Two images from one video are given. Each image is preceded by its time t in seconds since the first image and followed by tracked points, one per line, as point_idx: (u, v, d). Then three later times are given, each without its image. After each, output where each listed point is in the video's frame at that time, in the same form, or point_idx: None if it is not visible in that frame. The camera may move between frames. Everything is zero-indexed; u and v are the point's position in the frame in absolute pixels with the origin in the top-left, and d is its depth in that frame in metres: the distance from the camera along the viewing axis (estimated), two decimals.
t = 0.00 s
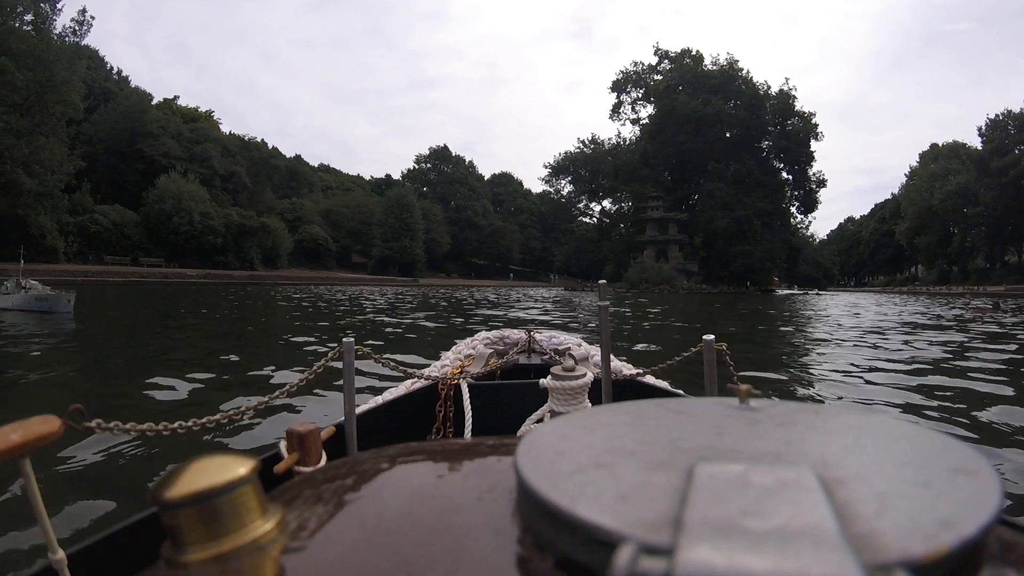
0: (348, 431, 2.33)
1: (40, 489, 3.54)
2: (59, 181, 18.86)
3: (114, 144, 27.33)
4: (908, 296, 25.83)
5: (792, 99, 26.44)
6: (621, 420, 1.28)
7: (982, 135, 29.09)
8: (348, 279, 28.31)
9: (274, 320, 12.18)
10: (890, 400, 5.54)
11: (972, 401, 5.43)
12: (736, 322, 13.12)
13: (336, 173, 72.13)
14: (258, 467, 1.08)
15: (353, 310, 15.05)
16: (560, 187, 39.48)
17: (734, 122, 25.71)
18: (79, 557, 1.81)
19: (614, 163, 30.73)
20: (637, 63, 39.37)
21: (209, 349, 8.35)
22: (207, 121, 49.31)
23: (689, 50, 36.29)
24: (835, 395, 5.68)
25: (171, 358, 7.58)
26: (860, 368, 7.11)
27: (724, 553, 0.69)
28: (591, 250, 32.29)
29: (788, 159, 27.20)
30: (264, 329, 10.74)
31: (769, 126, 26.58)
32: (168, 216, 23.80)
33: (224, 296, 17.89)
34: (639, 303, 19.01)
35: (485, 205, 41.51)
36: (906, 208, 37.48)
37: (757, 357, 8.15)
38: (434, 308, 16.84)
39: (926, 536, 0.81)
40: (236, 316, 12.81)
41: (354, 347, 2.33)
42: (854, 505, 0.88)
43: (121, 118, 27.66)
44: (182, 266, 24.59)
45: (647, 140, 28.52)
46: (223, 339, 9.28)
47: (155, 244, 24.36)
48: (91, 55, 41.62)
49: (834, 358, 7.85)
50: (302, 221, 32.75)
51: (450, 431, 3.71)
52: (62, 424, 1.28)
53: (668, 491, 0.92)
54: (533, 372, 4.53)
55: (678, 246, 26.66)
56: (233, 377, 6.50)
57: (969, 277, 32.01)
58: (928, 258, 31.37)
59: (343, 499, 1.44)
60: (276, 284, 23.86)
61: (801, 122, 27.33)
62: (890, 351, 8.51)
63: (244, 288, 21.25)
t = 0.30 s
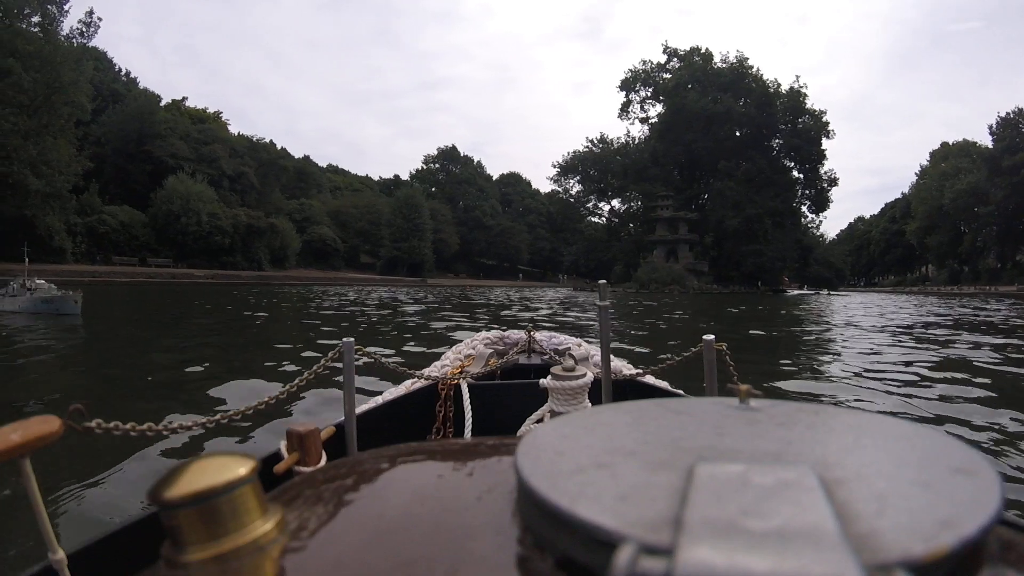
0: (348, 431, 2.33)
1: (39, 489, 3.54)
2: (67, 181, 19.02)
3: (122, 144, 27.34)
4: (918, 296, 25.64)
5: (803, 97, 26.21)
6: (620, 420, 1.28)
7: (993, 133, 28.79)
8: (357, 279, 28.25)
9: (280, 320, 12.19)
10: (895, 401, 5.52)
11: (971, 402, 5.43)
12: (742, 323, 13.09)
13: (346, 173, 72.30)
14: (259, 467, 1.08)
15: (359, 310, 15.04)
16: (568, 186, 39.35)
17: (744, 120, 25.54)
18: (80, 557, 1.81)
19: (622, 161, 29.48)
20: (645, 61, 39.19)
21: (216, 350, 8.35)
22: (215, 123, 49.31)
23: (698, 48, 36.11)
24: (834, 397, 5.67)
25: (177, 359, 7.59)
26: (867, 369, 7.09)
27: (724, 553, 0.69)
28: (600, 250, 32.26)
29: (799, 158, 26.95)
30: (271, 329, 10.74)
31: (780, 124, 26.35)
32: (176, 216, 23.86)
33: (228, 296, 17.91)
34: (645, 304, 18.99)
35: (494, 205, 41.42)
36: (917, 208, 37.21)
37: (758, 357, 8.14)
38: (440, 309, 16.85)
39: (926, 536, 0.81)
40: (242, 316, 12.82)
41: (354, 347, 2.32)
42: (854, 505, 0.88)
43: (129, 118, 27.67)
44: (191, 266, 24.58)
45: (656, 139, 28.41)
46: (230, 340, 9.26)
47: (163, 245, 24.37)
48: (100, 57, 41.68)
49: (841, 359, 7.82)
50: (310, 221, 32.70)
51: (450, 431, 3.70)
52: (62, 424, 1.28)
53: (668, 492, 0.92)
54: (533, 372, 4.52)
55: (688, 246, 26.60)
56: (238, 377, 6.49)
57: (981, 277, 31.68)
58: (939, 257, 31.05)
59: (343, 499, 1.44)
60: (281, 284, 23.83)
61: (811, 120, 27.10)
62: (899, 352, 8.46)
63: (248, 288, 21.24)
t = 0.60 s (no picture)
0: (348, 431, 2.33)
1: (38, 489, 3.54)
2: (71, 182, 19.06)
3: (126, 144, 27.30)
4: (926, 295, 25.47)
5: (812, 93, 25.95)
6: (619, 421, 1.28)
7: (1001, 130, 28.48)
8: (362, 277, 28.14)
9: (284, 320, 12.19)
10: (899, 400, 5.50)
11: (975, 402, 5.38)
12: (746, 322, 13.06)
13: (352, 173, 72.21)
14: (258, 467, 1.08)
15: (363, 310, 15.02)
16: (575, 185, 39.17)
17: (751, 117, 25.31)
18: (82, 558, 1.81)
19: (629, 159, 29.56)
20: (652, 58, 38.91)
21: (222, 350, 8.34)
22: (221, 123, 49.28)
23: (705, 45, 35.86)
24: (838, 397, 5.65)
25: (183, 359, 7.59)
26: (873, 369, 7.04)
27: (724, 554, 0.69)
28: (607, 249, 32.21)
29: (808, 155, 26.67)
30: (275, 329, 10.73)
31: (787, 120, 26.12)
32: (181, 215, 23.88)
33: (231, 296, 17.89)
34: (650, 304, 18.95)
35: (500, 204, 41.29)
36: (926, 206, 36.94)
37: (761, 357, 8.12)
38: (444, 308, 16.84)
39: (925, 536, 0.81)
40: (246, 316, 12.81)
41: (354, 347, 2.32)
42: (853, 505, 0.88)
43: (134, 118, 27.62)
44: (196, 266, 24.53)
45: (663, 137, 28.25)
46: (236, 340, 9.23)
47: (168, 245, 24.31)
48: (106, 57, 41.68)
49: (848, 359, 7.77)
50: (316, 220, 32.63)
51: (450, 431, 3.70)
52: (62, 424, 1.28)
53: (669, 492, 0.92)
54: (533, 371, 4.52)
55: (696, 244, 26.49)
56: (243, 377, 6.50)
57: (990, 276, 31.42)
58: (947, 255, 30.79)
59: (345, 497, 1.44)
60: (285, 283, 23.77)
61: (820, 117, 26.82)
62: (908, 352, 8.37)
63: (251, 287, 21.20)
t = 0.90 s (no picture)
0: (348, 431, 2.33)
1: (39, 488, 3.55)
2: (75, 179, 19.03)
3: (132, 142, 27.25)
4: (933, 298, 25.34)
5: (821, 95, 25.82)
6: (620, 420, 1.28)
7: (1010, 133, 28.31)
8: (367, 278, 28.05)
9: (287, 320, 12.19)
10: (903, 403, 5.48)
11: (975, 405, 5.37)
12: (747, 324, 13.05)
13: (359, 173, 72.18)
14: (258, 467, 1.08)
15: (366, 310, 15.03)
16: (580, 185, 39.09)
17: (759, 118, 25.23)
18: (81, 558, 1.81)
19: (637, 159, 29.51)
20: (659, 59, 38.80)
21: (227, 348, 8.36)
22: (228, 122, 49.28)
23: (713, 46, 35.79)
24: (841, 399, 5.63)
25: (188, 357, 7.61)
26: (877, 372, 7.01)
27: (724, 554, 0.69)
28: (613, 250, 32.16)
29: (817, 157, 26.54)
30: (279, 329, 10.73)
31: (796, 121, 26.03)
32: (186, 215, 23.88)
33: (233, 296, 17.88)
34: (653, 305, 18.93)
35: (506, 205, 41.22)
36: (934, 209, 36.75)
37: (765, 359, 8.10)
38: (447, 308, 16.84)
39: (925, 537, 0.81)
40: (250, 315, 12.82)
41: (354, 347, 2.32)
42: (854, 505, 0.88)
43: (140, 116, 27.56)
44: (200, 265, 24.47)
45: (671, 137, 28.18)
46: (240, 339, 9.19)
47: (173, 244, 24.25)
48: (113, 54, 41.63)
49: (853, 363, 7.74)
50: (322, 221, 32.59)
51: (449, 431, 3.69)
52: (61, 423, 1.28)
53: (668, 492, 0.92)
54: (533, 371, 4.52)
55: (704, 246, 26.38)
56: (245, 377, 6.52)
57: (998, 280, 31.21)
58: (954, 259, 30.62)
59: (344, 497, 1.44)
60: (289, 283, 23.72)
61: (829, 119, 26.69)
62: (915, 356, 8.31)
63: (254, 287, 21.17)
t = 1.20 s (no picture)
0: (348, 431, 2.33)
1: (42, 488, 3.56)
2: (78, 185, 18.78)
3: (136, 147, 27.31)
4: (941, 295, 25.20)
5: (826, 90, 25.68)
6: (620, 421, 1.28)
7: (1016, 128, 28.16)
8: (373, 279, 28.01)
9: (291, 322, 12.20)
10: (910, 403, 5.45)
11: (980, 404, 5.32)
12: (749, 323, 13.01)
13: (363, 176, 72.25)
14: (258, 467, 1.08)
15: (370, 311, 15.04)
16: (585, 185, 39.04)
17: (764, 115, 25.11)
18: (83, 559, 1.81)
19: (642, 159, 29.47)
20: (662, 57, 38.70)
21: (232, 351, 8.36)
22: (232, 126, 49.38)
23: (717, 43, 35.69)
24: (846, 399, 5.61)
25: (193, 359, 7.61)
26: (883, 371, 6.98)
27: (724, 554, 0.69)
28: (620, 250, 32.12)
29: (824, 153, 26.40)
30: (284, 330, 10.73)
31: (802, 118, 25.85)
32: (190, 218, 23.90)
33: (236, 297, 17.88)
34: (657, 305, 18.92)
35: (510, 205, 41.18)
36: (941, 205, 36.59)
37: (769, 359, 8.08)
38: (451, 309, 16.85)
39: (926, 536, 0.81)
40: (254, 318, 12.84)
41: (354, 346, 2.32)
42: (854, 506, 0.88)
43: (144, 121, 27.62)
44: (205, 269, 24.45)
45: (677, 135, 28.08)
46: (244, 342, 9.20)
47: (177, 247, 24.23)
48: (118, 61, 41.80)
49: (859, 361, 7.70)
50: (327, 221, 32.58)
51: (450, 431, 3.69)
52: (62, 424, 1.28)
53: (669, 492, 0.92)
54: (533, 371, 4.52)
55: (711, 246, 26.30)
56: (249, 377, 6.52)
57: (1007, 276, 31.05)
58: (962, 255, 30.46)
59: (345, 497, 1.44)
60: (294, 284, 23.69)
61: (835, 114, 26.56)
62: (923, 354, 8.25)
63: (257, 289, 21.17)
